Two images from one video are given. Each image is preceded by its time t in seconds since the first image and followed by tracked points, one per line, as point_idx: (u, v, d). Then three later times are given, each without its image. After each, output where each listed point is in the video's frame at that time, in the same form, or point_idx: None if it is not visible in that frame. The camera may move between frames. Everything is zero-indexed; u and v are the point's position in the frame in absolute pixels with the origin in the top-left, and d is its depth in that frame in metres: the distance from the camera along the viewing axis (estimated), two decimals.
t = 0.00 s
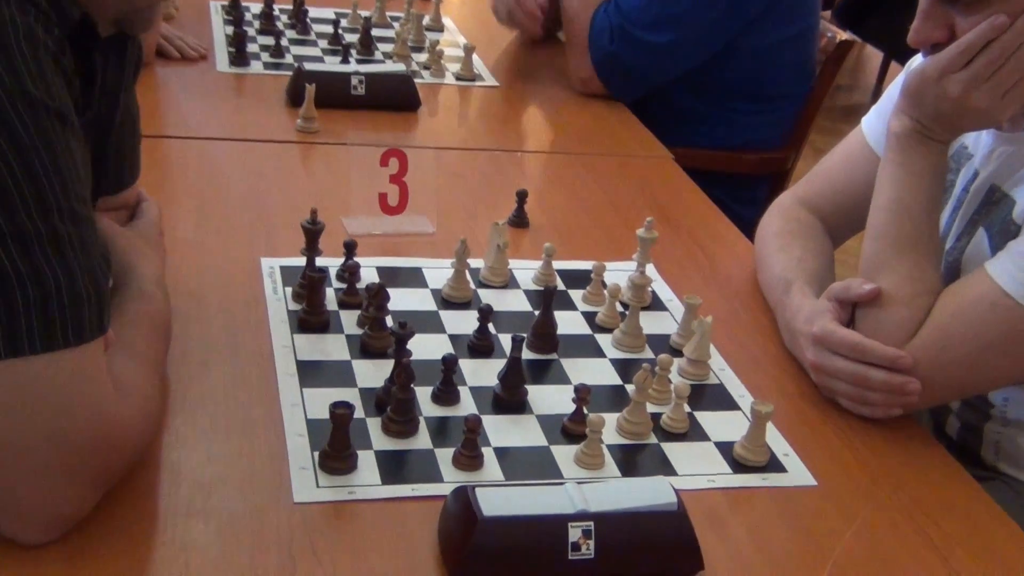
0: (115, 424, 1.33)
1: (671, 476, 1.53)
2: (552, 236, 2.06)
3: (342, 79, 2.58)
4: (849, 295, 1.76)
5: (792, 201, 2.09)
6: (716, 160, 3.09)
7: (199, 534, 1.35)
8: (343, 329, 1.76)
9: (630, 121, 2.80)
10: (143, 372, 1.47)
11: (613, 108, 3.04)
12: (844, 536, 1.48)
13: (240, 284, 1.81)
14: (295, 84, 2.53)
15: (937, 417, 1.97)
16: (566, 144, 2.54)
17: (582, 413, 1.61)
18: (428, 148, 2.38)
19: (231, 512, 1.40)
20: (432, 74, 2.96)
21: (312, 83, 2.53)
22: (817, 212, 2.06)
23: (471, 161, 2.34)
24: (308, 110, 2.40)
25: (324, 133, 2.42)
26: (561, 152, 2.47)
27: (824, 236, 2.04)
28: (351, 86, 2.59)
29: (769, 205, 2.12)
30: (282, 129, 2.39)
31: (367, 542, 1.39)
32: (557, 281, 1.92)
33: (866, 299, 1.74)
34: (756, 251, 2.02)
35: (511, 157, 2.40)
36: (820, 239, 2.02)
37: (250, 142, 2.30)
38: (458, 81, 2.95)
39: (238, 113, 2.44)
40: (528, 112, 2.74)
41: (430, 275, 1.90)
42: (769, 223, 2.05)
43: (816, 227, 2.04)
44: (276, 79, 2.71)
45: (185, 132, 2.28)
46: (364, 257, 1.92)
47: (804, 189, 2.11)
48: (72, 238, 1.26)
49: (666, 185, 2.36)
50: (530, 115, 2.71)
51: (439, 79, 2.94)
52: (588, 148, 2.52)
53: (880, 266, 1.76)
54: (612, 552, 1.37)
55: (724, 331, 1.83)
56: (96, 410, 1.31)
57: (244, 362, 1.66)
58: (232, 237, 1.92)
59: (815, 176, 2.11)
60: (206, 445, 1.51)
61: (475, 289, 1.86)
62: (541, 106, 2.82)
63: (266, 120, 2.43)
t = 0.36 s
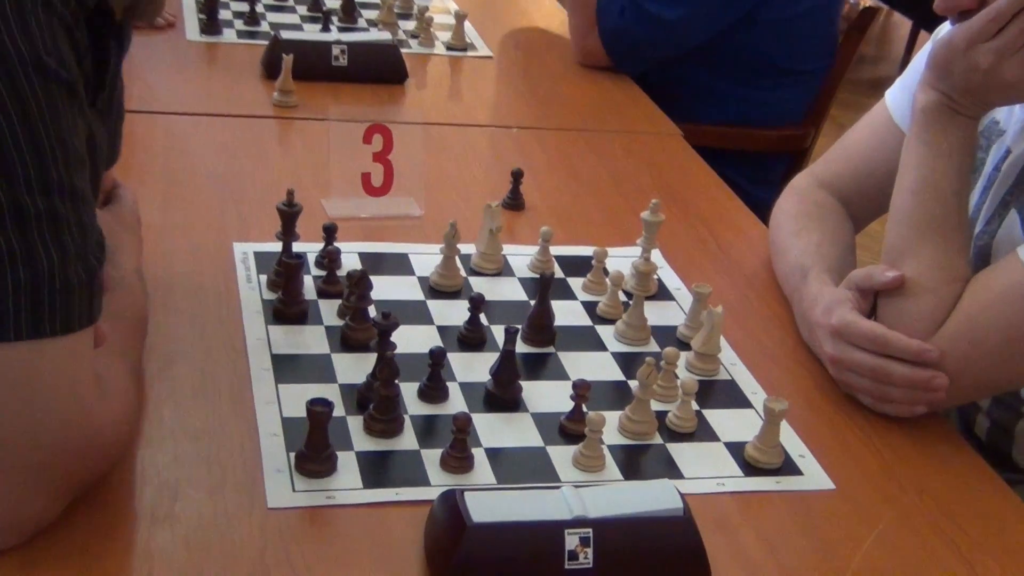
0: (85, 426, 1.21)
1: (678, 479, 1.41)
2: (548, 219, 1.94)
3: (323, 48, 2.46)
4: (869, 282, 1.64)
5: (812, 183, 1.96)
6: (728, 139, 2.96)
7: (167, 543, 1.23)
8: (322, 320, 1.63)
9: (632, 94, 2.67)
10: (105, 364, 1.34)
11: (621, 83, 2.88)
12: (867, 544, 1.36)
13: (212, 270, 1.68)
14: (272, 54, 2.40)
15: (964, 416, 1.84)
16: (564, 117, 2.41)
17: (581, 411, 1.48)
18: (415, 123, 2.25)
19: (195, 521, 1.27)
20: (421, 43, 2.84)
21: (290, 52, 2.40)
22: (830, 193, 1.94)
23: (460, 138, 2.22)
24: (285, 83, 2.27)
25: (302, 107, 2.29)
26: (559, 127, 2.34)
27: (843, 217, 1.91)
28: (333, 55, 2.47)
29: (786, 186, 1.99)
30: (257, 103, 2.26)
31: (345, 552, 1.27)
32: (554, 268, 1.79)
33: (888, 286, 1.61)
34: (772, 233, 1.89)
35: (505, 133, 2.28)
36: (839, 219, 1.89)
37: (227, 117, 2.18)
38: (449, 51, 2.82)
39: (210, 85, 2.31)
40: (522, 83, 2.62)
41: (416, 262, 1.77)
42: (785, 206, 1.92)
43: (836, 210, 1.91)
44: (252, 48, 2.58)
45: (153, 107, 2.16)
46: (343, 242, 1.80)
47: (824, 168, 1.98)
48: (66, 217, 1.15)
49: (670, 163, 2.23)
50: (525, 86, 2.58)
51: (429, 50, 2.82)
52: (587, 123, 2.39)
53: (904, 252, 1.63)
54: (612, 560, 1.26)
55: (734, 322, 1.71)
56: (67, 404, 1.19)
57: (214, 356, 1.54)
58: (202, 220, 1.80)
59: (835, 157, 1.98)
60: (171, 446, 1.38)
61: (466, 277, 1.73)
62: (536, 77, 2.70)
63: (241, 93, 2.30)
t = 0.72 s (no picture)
0: (41, 420, 1.09)
1: (690, 475, 1.30)
2: (544, 194, 1.82)
3: (302, 10, 2.33)
4: (893, 262, 1.53)
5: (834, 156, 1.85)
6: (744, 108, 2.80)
7: (131, 547, 1.12)
8: (303, 303, 1.51)
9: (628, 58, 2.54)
10: (64, 350, 1.22)
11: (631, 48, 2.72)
12: (894, 543, 1.25)
13: (183, 249, 1.56)
14: (245, 15, 2.28)
15: (996, 407, 1.74)
16: (561, 84, 2.29)
17: (584, 402, 1.37)
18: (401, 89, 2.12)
19: (162, 523, 1.16)
20: (408, 4, 2.71)
21: (265, 14, 2.28)
22: (843, 169, 1.83)
23: (448, 106, 2.10)
24: (261, 47, 2.15)
25: (279, 73, 2.17)
26: (556, 95, 2.22)
27: (860, 193, 1.80)
28: (313, 17, 2.35)
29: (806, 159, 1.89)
30: (231, 68, 2.14)
31: (328, 556, 1.15)
32: (555, 248, 1.67)
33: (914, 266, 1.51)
34: (791, 212, 1.79)
35: (499, 101, 2.16)
36: (857, 196, 1.78)
37: (202, 84, 2.05)
38: (438, 13, 2.70)
39: (181, 49, 2.19)
40: (513, 46, 2.49)
41: (404, 241, 1.65)
42: (804, 182, 1.82)
43: (854, 186, 1.80)
44: (223, 9, 2.45)
45: (119, 73, 2.03)
46: (325, 219, 1.68)
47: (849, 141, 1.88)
48: (13, 188, 1.02)
49: (673, 131, 2.11)
50: (518, 51, 2.46)
51: (417, 10, 2.70)
52: (585, 90, 2.27)
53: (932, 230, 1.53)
54: (616, 564, 1.15)
55: (746, 305, 1.59)
56: (20, 394, 1.07)
57: (186, 341, 1.42)
58: (170, 194, 1.67)
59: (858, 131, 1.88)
60: (138, 439, 1.27)
61: (458, 257, 1.62)
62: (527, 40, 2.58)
63: (212, 57, 2.17)
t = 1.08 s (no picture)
0: None
1: (700, 480, 1.19)
2: (538, 174, 1.71)
3: None
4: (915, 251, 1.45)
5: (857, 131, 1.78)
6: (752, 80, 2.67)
7: (92, 559, 1.01)
8: (280, 292, 1.40)
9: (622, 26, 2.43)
10: (15, 346, 1.11)
11: (633, 12, 2.60)
12: (922, 551, 1.15)
13: (149, 231, 1.45)
14: None
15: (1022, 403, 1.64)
16: (553, 54, 2.17)
17: (585, 398, 1.26)
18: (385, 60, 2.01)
19: (120, 531, 1.05)
20: None
21: None
22: (852, 151, 1.73)
23: (434, 78, 1.98)
24: (234, 14, 2.03)
25: (254, 42, 2.05)
26: (551, 65, 2.11)
27: (873, 173, 1.70)
28: None
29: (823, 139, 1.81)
30: (202, 37, 2.02)
31: (307, 570, 1.04)
32: (553, 231, 1.56)
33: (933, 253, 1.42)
34: (808, 193, 1.70)
35: (491, 71, 2.04)
36: (872, 179, 1.69)
37: (176, 55, 1.93)
38: None
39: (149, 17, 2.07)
40: (501, 14, 2.38)
41: (389, 224, 1.54)
42: (822, 162, 1.74)
43: (869, 167, 1.70)
44: None
45: (83, 42, 1.91)
46: (303, 200, 1.56)
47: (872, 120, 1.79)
48: None
49: (675, 104, 2.00)
50: (507, 20, 2.34)
51: None
52: (581, 60, 2.15)
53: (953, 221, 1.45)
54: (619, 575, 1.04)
55: (756, 293, 1.49)
56: None
57: (152, 332, 1.31)
58: (136, 172, 1.56)
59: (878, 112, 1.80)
60: (97, 438, 1.16)
61: (448, 242, 1.51)
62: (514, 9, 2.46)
63: (183, 26, 2.05)
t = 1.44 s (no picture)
0: None
1: (711, 487, 1.09)
2: (529, 157, 1.61)
3: None
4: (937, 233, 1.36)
5: (880, 109, 1.69)
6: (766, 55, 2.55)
7: None
8: (253, 284, 1.30)
9: None
10: None
11: None
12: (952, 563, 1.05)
13: (111, 218, 1.34)
14: None
15: None
16: (542, 25, 2.07)
17: (585, 398, 1.16)
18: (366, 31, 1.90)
19: (76, 547, 0.94)
20: None
21: None
22: (865, 133, 1.64)
23: (418, 51, 1.87)
24: None
25: (225, 12, 1.93)
26: (541, 36, 2.00)
27: (890, 154, 1.60)
28: None
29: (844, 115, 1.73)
30: (170, 8, 1.90)
31: None
32: (551, 218, 1.47)
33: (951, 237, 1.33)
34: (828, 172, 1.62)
35: (482, 44, 1.94)
36: (889, 161, 1.59)
37: (147, 27, 1.82)
38: None
39: None
40: None
41: (372, 211, 1.44)
42: (842, 139, 1.65)
43: (891, 147, 1.61)
44: None
45: (42, 12, 1.80)
46: (279, 184, 1.46)
47: (894, 99, 1.71)
48: None
49: (676, 77, 1.90)
50: None
51: None
52: (574, 31, 2.05)
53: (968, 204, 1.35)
54: None
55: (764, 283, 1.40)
56: None
57: (116, 325, 1.20)
58: (97, 153, 1.45)
59: (897, 93, 1.71)
60: (53, 442, 1.05)
61: (436, 229, 1.42)
62: None
63: None
